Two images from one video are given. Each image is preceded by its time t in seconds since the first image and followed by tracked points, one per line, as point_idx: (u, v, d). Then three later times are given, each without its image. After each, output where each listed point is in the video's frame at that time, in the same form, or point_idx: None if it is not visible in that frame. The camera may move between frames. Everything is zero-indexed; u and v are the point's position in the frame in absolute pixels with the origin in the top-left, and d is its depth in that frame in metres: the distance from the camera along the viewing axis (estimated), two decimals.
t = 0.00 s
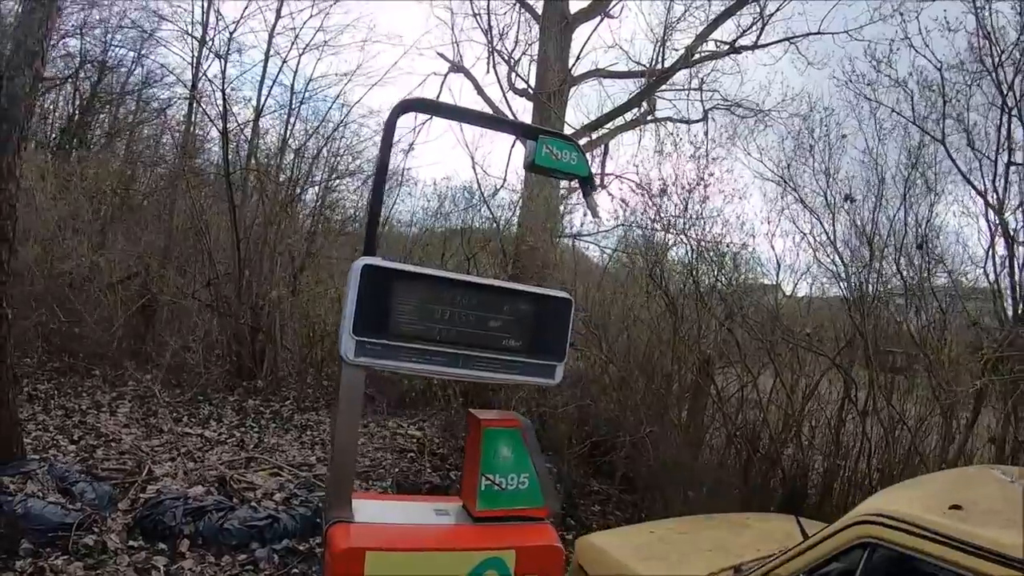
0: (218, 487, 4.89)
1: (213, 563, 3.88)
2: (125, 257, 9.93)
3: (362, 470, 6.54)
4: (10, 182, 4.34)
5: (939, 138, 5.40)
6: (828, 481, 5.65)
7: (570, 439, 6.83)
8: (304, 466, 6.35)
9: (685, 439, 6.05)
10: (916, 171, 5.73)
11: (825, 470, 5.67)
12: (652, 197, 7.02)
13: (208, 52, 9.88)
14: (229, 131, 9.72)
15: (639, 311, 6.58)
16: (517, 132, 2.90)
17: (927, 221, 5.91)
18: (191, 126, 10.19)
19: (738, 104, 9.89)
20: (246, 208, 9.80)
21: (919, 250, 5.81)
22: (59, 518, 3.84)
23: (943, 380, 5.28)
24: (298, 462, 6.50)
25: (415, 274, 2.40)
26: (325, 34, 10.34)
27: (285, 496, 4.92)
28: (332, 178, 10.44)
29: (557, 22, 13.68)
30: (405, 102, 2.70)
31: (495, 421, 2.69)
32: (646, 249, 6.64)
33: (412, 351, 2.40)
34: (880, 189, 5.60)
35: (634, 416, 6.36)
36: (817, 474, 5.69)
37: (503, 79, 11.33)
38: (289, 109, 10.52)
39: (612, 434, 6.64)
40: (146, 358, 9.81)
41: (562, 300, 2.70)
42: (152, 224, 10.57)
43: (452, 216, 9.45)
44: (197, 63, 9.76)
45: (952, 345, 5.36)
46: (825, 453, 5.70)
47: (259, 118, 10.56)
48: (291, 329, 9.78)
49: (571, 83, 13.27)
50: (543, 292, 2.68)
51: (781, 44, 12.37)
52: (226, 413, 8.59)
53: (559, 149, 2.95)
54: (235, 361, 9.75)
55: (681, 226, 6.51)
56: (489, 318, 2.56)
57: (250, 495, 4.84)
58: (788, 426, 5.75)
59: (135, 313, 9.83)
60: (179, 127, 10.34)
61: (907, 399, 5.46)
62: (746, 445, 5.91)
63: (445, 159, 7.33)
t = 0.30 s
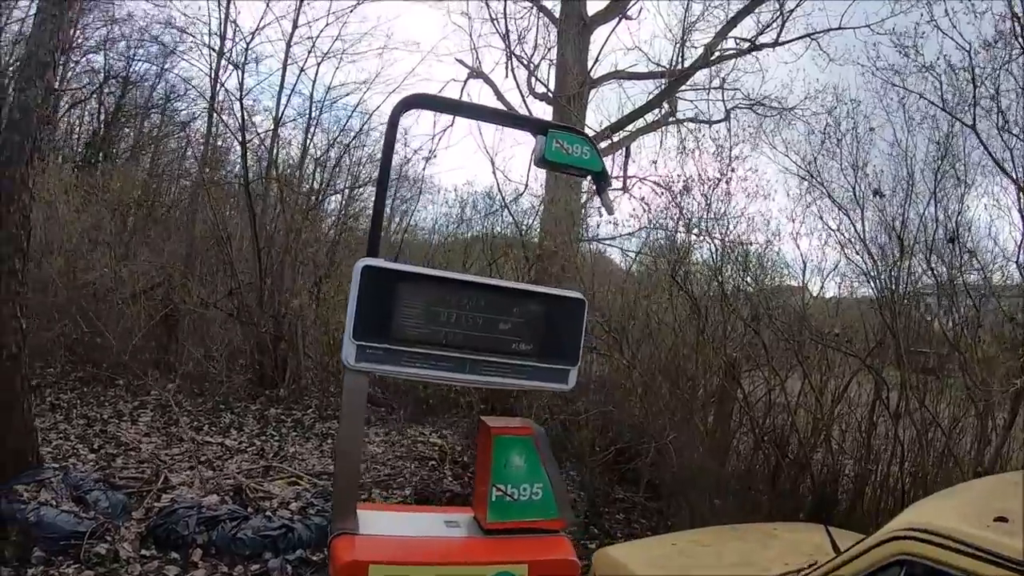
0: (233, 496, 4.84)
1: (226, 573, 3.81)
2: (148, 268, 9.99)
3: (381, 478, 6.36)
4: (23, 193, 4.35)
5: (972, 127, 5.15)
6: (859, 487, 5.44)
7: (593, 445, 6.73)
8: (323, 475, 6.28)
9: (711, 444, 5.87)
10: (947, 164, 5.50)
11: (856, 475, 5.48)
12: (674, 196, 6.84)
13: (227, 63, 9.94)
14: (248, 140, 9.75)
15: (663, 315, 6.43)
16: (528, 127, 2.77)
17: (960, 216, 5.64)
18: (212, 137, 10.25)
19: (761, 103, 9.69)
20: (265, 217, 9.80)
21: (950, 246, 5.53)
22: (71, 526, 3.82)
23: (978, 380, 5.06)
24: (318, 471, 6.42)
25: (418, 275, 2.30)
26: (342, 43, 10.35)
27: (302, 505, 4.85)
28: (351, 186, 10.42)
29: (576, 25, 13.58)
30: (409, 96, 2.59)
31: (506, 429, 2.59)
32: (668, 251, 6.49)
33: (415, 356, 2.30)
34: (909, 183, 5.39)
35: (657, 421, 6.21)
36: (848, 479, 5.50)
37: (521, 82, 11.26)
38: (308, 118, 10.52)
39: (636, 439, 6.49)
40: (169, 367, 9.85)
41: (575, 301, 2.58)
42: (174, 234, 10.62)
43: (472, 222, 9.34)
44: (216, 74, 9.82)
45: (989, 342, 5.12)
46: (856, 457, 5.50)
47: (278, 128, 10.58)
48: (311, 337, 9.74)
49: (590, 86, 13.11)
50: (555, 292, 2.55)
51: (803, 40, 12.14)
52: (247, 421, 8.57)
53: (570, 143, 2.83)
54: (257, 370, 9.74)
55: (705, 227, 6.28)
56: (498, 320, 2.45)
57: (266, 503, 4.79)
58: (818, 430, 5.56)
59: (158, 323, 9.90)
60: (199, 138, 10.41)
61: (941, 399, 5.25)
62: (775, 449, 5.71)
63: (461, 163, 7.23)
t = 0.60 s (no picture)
0: (248, 507, 4.79)
1: None
2: (169, 281, 10.09)
3: (400, 489, 6.22)
4: (36, 206, 4.37)
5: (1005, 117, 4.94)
6: (893, 493, 5.28)
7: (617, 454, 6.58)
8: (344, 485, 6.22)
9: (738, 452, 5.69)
10: (981, 156, 5.27)
11: (889, 482, 5.29)
12: (697, 196, 6.67)
13: (246, 75, 9.99)
14: (268, 151, 9.77)
15: (688, 319, 6.28)
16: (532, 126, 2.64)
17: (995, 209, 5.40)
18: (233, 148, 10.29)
19: (784, 100, 9.48)
20: (285, 227, 9.81)
21: (984, 239, 5.35)
22: (83, 536, 3.83)
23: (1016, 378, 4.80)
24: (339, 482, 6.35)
25: (415, 278, 2.21)
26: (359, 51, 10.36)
27: (319, 516, 4.80)
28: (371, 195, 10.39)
29: (594, 27, 13.47)
30: (408, 93, 2.51)
31: (513, 440, 2.48)
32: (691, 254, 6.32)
33: (412, 363, 2.20)
34: (940, 176, 5.16)
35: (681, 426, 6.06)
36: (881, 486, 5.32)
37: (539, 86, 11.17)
38: (327, 127, 10.51)
39: (660, 445, 6.34)
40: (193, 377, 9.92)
41: (582, 303, 2.44)
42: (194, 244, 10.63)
43: (493, 227, 9.25)
44: (235, 87, 9.87)
45: None
46: (889, 463, 5.32)
47: (297, 138, 10.59)
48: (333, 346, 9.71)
49: (611, 88, 12.94)
50: (562, 295, 2.42)
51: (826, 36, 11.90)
52: (269, 431, 8.57)
53: (576, 137, 2.66)
54: (280, 380, 9.74)
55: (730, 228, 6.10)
56: (500, 325, 2.33)
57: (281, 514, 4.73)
58: (847, 435, 5.37)
59: (182, 334, 9.96)
60: (220, 150, 10.47)
61: (975, 400, 5.04)
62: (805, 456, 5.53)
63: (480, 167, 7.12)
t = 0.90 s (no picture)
0: (264, 516, 4.74)
1: None
2: (194, 289, 10.05)
3: (422, 496, 6.12)
4: (52, 217, 4.47)
5: None
6: (925, 499, 5.09)
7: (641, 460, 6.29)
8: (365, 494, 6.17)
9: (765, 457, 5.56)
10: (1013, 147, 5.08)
11: (921, 487, 5.12)
12: (721, 195, 6.54)
13: (265, 85, 10.07)
14: (288, 159, 9.83)
15: (714, 321, 6.17)
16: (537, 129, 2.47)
17: None
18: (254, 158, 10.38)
19: (809, 96, 9.28)
20: (306, 235, 9.82)
21: (1018, 233, 5.15)
22: (99, 543, 3.89)
23: None
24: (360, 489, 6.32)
25: (415, 283, 2.14)
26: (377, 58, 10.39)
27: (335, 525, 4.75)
28: (391, 200, 10.38)
29: (614, 27, 13.33)
30: (413, 91, 2.47)
31: (523, 451, 2.44)
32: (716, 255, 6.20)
33: (413, 372, 2.14)
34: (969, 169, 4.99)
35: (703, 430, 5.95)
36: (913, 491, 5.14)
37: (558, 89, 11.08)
38: (347, 135, 10.53)
39: (685, 450, 6.22)
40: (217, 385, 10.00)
41: (594, 307, 2.31)
42: (216, 252, 10.60)
43: (515, 232, 9.19)
44: (255, 96, 9.96)
45: None
46: (920, 467, 5.15)
47: (318, 146, 10.63)
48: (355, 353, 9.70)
49: (632, 89, 12.79)
50: (571, 298, 2.29)
51: (851, 30, 11.65)
52: (292, 438, 8.57)
53: (585, 134, 2.46)
54: (303, 387, 9.76)
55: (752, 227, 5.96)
56: (505, 331, 2.23)
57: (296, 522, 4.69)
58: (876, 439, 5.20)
59: (206, 343, 10.05)
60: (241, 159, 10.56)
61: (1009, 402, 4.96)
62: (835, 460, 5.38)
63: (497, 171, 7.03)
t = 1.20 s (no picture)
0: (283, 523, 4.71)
1: None
2: (216, 298, 10.11)
3: (443, 503, 6.04)
4: (71, 227, 4.58)
5: None
6: (954, 505, 4.96)
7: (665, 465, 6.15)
8: (385, 501, 6.13)
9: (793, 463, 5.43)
10: None
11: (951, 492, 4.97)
12: (742, 196, 6.43)
13: (284, 93, 10.13)
14: (307, 166, 9.86)
15: (739, 325, 6.06)
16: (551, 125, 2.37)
17: None
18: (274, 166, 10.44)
19: (829, 94, 9.13)
20: (327, 242, 9.85)
21: None
22: (117, 551, 3.92)
23: None
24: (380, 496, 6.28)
25: (428, 290, 2.09)
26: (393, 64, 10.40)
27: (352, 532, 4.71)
28: (410, 206, 10.37)
29: (631, 28, 13.22)
30: (425, 96, 2.42)
31: (540, 461, 2.38)
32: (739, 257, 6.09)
33: (426, 382, 2.09)
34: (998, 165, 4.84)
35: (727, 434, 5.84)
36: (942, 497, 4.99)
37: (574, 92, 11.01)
38: (365, 141, 10.55)
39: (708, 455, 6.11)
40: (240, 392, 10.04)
41: (612, 313, 2.23)
42: (236, 259, 10.60)
43: (536, 236, 9.12)
44: (274, 105, 10.02)
45: None
46: (949, 471, 5.00)
47: (337, 153, 10.66)
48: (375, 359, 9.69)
49: (651, 90, 12.67)
50: (589, 304, 2.21)
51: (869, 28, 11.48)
52: (314, 445, 8.58)
53: (601, 135, 2.33)
54: (324, 393, 9.77)
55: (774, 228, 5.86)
56: (520, 339, 2.16)
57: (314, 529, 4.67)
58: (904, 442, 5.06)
59: (227, 350, 10.10)
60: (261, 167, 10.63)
61: None
62: (864, 464, 5.24)
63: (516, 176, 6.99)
